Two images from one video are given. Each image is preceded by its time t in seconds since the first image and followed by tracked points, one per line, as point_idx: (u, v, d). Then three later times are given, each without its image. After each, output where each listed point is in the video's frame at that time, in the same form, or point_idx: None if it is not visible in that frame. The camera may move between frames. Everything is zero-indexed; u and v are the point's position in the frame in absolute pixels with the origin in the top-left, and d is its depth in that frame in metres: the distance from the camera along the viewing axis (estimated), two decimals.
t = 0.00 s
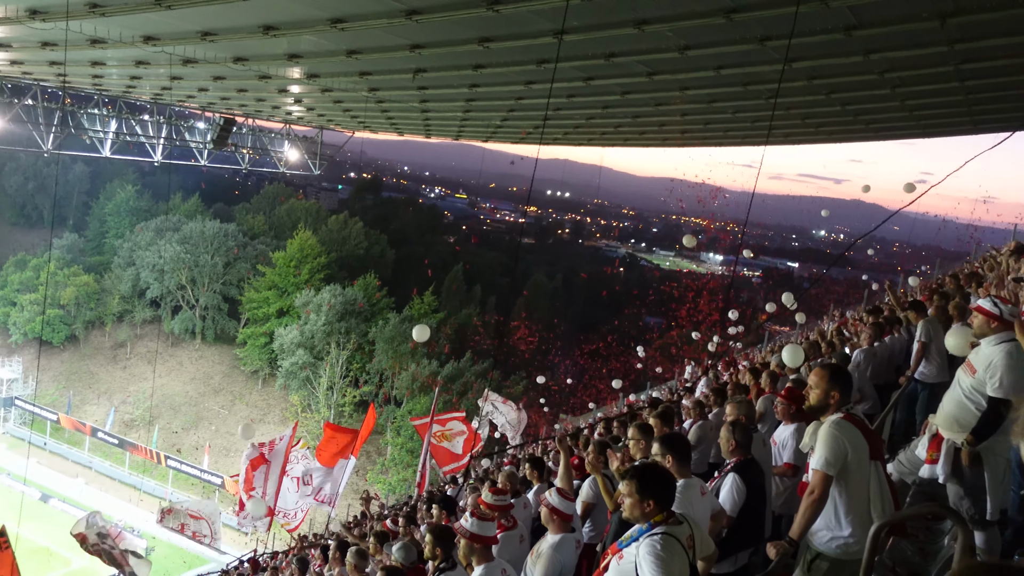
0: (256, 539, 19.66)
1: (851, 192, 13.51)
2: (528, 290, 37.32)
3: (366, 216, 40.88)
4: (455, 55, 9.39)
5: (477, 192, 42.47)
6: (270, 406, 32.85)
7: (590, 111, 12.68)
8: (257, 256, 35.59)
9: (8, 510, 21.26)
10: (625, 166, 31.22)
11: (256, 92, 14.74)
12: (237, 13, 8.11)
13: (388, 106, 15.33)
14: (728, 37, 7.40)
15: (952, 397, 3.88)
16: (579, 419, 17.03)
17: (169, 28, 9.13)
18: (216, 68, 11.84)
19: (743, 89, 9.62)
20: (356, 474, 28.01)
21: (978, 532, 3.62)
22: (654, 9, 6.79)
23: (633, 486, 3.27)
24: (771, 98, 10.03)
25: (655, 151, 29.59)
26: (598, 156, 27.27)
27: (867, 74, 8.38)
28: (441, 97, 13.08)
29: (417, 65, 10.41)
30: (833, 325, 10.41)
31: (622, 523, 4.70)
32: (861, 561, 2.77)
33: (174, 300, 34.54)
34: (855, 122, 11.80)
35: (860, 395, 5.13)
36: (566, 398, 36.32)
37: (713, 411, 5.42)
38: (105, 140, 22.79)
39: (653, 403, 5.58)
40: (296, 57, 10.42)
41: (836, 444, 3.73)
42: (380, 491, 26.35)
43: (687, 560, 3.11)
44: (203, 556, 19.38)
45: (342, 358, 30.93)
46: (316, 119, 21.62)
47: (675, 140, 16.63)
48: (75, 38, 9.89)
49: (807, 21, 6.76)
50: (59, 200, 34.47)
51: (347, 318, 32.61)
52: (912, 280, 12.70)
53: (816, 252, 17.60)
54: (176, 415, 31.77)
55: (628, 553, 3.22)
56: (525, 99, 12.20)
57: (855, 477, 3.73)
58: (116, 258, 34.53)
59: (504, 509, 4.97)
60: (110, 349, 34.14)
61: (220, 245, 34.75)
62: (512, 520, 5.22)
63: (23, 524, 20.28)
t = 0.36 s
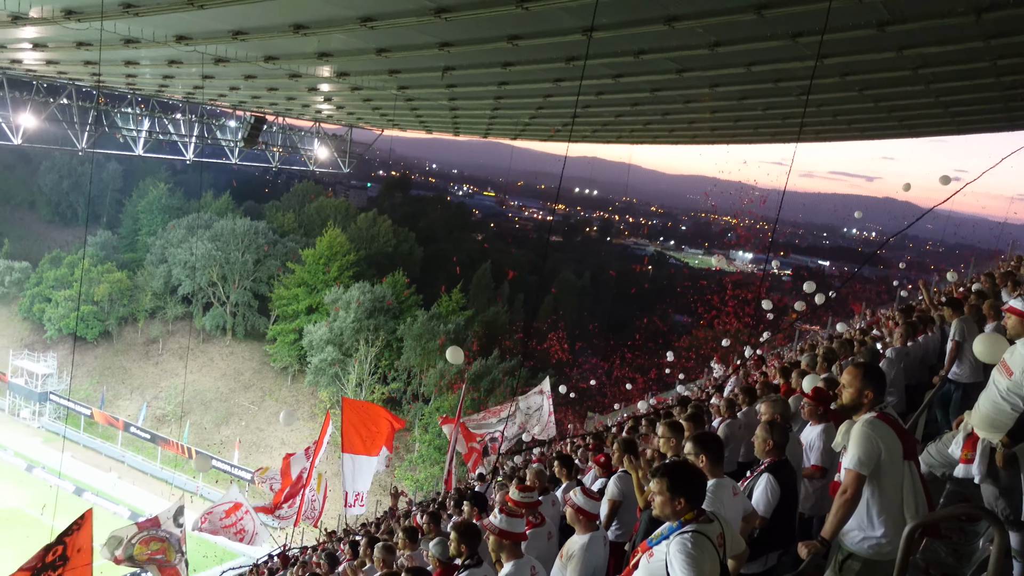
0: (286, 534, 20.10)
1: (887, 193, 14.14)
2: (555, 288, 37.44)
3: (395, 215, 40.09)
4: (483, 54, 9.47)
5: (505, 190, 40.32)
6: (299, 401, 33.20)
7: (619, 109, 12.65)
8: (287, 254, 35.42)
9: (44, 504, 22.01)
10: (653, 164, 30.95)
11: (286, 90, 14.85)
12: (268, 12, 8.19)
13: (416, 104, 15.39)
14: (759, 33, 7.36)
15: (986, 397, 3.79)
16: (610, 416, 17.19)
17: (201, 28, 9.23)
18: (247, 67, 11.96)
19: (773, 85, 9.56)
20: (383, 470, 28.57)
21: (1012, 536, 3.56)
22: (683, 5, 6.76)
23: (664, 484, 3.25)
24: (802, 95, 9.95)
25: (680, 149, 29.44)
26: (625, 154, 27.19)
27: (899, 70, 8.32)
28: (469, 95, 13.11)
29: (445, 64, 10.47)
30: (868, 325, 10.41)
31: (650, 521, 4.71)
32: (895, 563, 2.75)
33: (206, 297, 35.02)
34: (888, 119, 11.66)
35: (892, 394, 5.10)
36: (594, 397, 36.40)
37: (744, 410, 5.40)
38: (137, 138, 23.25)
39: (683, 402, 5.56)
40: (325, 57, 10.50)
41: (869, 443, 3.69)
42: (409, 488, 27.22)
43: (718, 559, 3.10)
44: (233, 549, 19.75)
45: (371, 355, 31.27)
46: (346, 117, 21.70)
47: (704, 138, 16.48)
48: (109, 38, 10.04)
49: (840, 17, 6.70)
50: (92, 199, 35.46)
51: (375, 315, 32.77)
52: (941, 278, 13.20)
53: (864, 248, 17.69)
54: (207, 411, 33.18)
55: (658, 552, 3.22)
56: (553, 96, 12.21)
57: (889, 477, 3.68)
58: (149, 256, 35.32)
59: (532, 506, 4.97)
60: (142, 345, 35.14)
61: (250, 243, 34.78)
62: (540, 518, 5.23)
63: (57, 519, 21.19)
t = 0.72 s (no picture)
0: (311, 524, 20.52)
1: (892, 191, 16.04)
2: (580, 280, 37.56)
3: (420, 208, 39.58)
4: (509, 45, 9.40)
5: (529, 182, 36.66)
6: (324, 392, 33.57)
7: (644, 100, 12.56)
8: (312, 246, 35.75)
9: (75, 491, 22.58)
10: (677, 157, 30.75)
11: (312, 82, 14.90)
12: (293, 5, 8.23)
13: (440, 96, 15.34)
14: (789, 24, 7.29)
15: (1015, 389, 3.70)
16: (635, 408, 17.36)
17: (228, 20, 9.28)
18: (274, 60, 12.01)
19: (802, 77, 9.47)
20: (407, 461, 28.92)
21: None
22: None
23: (690, 474, 3.26)
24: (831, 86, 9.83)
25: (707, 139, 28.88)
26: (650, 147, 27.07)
27: (930, 60, 8.21)
28: (494, 87, 13.07)
29: (470, 56, 10.46)
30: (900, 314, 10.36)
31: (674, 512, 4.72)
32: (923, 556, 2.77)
33: (232, 288, 35.55)
34: (917, 110, 11.50)
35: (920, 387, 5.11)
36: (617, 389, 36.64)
37: (770, 401, 5.41)
38: (164, 130, 23.61)
39: (708, 392, 5.58)
40: (350, 49, 10.52)
41: (897, 434, 3.67)
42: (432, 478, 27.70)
43: (743, 549, 3.08)
44: (258, 539, 20.16)
45: (395, 347, 31.62)
46: (371, 109, 21.74)
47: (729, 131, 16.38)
48: (138, 31, 10.13)
49: (871, 7, 6.63)
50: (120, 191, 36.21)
51: (400, 307, 32.96)
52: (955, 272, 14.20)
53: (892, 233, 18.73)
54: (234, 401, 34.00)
55: (683, 541, 3.21)
56: (579, 88, 12.14)
57: (916, 468, 3.66)
58: (176, 247, 35.95)
59: (554, 495, 5.00)
60: (170, 335, 35.85)
61: (276, 235, 35.47)
62: (563, 507, 5.27)
63: (86, 508, 21.74)
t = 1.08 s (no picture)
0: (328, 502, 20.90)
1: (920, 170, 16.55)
2: (598, 260, 37.66)
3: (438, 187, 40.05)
4: (530, 22, 9.32)
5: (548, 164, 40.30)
6: (342, 371, 33.78)
7: (664, 79, 12.47)
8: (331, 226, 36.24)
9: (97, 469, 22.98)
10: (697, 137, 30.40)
11: (330, 62, 14.91)
12: None
13: (459, 75, 15.22)
14: (811, 2, 7.23)
15: None
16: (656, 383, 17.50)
17: None
18: (293, 39, 12.02)
19: (824, 55, 9.37)
20: (425, 440, 29.17)
21: None
22: None
23: (708, 450, 3.24)
24: (852, 64, 9.73)
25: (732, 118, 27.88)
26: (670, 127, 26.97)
27: (956, 37, 8.10)
28: (512, 66, 13.03)
29: (489, 35, 10.42)
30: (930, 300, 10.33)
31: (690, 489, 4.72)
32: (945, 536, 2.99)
33: (252, 268, 35.99)
34: (941, 89, 11.29)
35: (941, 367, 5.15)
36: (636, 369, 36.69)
37: (790, 382, 5.45)
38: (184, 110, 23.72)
39: (727, 373, 5.61)
40: (369, 28, 10.56)
41: (916, 412, 3.66)
42: (450, 457, 27.91)
43: (760, 525, 3.06)
44: (278, 515, 20.60)
45: (413, 326, 31.89)
46: (389, 89, 21.51)
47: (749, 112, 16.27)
48: (158, 11, 10.16)
49: None
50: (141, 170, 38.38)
51: (418, 286, 33.07)
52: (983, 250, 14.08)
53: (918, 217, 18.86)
54: (253, 380, 33.06)
55: (700, 518, 3.18)
56: (598, 67, 12.09)
57: (936, 447, 3.65)
58: (196, 227, 36.41)
59: (571, 474, 5.03)
60: (190, 314, 36.59)
61: (295, 215, 35.51)
62: (579, 485, 5.32)
63: (108, 484, 22.16)
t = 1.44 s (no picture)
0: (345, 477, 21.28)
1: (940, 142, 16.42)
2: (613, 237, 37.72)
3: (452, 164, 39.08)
4: None
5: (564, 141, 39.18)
6: (358, 348, 34.14)
7: (679, 55, 12.37)
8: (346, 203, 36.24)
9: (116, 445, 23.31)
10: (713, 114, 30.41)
11: (345, 38, 14.87)
12: None
13: (474, 52, 15.09)
14: None
15: None
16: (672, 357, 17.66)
17: None
18: (307, 15, 11.97)
19: (842, 29, 9.28)
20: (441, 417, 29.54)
21: None
22: None
23: (725, 424, 3.22)
24: (872, 39, 9.61)
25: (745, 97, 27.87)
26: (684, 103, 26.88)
27: (976, 11, 7.99)
28: (526, 42, 12.94)
29: (505, 9, 10.36)
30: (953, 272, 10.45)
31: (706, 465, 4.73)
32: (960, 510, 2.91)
33: (268, 245, 36.35)
34: (959, 65, 10.99)
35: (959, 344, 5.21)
36: (651, 346, 36.94)
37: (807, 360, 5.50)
38: (199, 88, 23.68)
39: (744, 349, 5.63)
40: (384, 2, 10.59)
41: (934, 386, 3.64)
42: (465, 433, 28.28)
43: (776, 499, 3.05)
44: (295, 491, 21.32)
45: (429, 303, 32.19)
46: (405, 66, 21.33)
47: (766, 88, 16.14)
48: None
49: None
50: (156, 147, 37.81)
51: (433, 264, 33.28)
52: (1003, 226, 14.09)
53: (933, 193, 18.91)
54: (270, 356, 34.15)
55: (716, 490, 3.16)
56: (613, 43, 12.00)
57: (953, 421, 3.63)
58: (213, 204, 36.74)
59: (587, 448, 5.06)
60: (207, 291, 37.01)
61: (310, 192, 35.87)
62: (594, 459, 5.36)
63: (128, 459, 22.53)
